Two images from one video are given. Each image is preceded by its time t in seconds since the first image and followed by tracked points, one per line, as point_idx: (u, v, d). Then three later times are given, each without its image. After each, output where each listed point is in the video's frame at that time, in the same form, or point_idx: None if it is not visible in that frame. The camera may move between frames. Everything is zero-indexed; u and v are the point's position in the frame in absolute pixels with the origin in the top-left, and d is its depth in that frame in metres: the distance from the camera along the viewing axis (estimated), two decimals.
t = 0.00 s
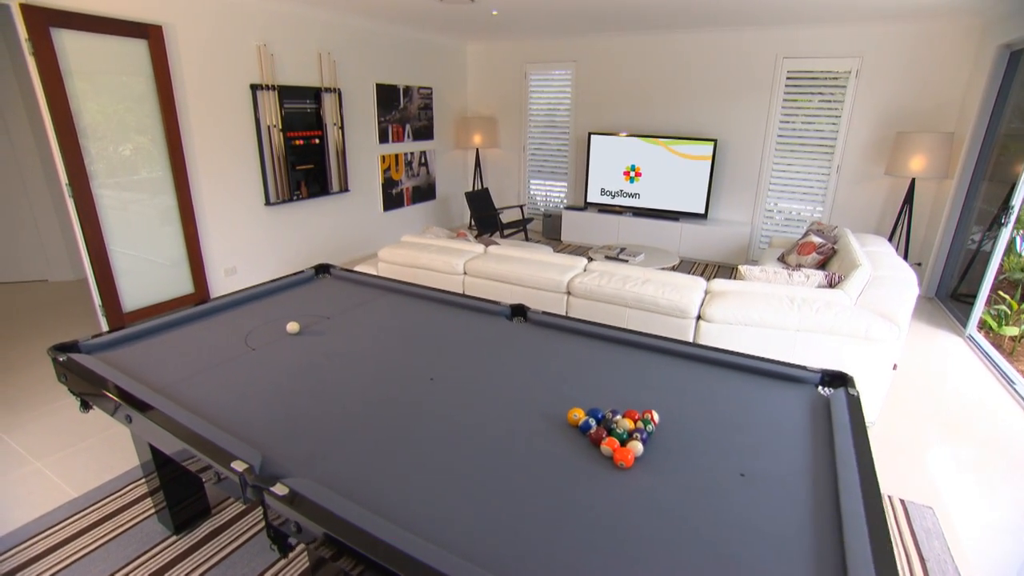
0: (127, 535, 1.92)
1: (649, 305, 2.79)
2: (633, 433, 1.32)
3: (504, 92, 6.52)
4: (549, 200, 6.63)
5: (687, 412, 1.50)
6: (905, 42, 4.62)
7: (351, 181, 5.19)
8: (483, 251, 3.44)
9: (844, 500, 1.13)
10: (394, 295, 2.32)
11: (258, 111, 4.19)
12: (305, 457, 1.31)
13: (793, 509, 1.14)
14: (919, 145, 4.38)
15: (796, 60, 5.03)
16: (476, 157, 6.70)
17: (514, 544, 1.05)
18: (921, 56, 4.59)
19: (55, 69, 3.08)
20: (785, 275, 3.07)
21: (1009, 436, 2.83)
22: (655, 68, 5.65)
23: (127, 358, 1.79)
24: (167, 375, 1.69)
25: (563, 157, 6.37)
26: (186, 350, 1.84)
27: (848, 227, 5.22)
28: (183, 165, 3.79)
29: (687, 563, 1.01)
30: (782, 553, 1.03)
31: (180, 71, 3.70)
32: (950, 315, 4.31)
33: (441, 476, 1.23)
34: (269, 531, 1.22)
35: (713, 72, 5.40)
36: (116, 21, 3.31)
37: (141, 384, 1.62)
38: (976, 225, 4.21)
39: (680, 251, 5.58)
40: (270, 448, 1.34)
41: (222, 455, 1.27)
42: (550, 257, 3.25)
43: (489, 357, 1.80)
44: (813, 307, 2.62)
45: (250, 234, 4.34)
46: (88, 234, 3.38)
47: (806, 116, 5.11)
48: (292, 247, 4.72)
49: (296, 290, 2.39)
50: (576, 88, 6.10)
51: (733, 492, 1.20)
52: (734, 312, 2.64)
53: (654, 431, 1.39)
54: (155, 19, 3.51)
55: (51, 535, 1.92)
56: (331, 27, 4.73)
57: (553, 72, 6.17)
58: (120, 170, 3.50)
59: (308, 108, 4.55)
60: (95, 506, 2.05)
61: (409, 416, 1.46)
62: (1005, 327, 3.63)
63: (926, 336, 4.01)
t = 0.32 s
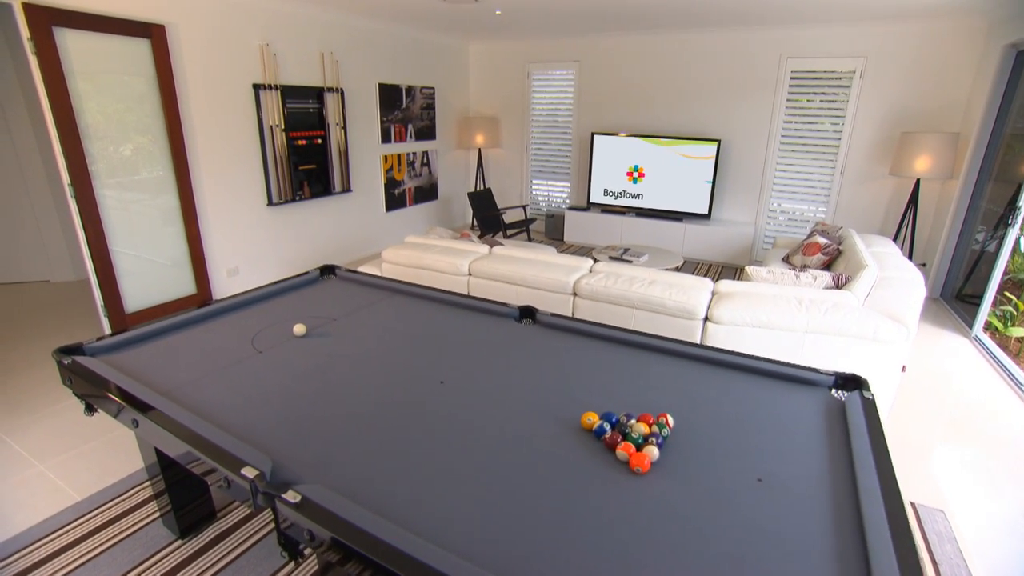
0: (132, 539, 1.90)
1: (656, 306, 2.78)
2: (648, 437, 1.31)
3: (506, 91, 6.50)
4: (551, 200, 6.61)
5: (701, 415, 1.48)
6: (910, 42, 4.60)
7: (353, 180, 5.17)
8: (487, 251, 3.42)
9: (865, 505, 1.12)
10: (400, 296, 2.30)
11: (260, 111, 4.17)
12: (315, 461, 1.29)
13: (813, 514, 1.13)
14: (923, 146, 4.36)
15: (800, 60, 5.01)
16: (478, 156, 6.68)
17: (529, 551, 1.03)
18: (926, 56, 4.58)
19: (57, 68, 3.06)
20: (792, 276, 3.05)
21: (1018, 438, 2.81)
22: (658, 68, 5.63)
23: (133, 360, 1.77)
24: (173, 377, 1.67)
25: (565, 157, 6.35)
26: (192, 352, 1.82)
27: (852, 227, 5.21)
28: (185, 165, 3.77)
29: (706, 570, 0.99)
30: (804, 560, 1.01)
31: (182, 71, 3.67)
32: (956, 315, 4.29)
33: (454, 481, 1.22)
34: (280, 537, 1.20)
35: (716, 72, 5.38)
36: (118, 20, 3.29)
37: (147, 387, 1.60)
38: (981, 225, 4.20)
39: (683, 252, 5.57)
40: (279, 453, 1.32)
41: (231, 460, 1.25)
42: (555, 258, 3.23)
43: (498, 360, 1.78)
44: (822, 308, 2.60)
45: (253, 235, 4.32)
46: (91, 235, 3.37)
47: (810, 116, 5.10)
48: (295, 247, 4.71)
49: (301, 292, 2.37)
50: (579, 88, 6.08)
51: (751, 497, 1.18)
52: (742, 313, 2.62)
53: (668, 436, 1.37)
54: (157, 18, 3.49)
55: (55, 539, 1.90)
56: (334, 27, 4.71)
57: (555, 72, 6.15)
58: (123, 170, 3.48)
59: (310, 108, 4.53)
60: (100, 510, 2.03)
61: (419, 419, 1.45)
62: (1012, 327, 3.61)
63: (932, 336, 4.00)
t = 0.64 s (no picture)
0: (136, 543, 1.88)
1: (661, 307, 2.76)
2: (662, 441, 1.29)
3: (508, 91, 6.49)
4: (553, 200, 6.60)
5: (713, 418, 1.47)
6: (914, 41, 4.59)
7: (355, 181, 5.15)
8: (491, 252, 3.41)
9: (884, 509, 1.10)
10: (405, 298, 2.29)
11: (263, 111, 4.16)
12: (324, 465, 1.27)
13: (831, 519, 1.11)
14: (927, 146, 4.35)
15: (804, 60, 5.00)
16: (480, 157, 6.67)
17: (543, 556, 1.01)
18: (930, 56, 4.57)
19: (59, 68, 3.05)
20: (798, 278, 3.04)
21: None
22: (661, 67, 5.61)
23: (138, 363, 1.75)
24: (178, 380, 1.65)
25: (567, 157, 6.34)
26: (197, 354, 1.81)
27: (855, 228, 5.19)
28: (186, 165, 3.75)
29: None
30: (823, 566, 1.00)
31: (184, 71, 3.66)
32: (961, 316, 4.27)
33: (464, 484, 1.20)
34: (290, 543, 1.18)
35: (719, 72, 5.37)
36: (121, 20, 3.28)
37: (152, 390, 1.58)
38: (986, 226, 4.19)
39: (686, 252, 5.56)
40: (287, 457, 1.30)
41: (239, 466, 1.23)
42: (560, 258, 3.22)
43: (505, 362, 1.76)
44: (829, 310, 2.58)
45: (255, 235, 4.30)
46: (92, 235, 3.35)
47: (813, 116, 5.09)
48: (296, 248, 4.69)
49: (305, 293, 2.36)
50: (581, 88, 6.06)
51: (767, 501, 1.17)
52: (748, 315, 2.60)
53: (680, 439, 1.36)
54: (159, 18, 3.48)
55: (58, 543, 1.88)
56: (336, 27, 4.70)
57: (557, 72, 6.14)
58: (124, 170, 3.46)
59: (313, 108, 4.52)
60: (104, 514, 2.01)
61: (428, 422, 1.43)
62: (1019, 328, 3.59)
63: (937, 336, 3.99)
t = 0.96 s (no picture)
0: (139, 546, 1.87)
1: (666, 308, 2.76)
2: (671, 444, 1.28)
3: (509, 92, 6.47)
4: (555, 200, 6.59)
5: (722, 420, 1.46)
6: (917, 41, 4.58)
7: (357, 181, 5.14)
8: (494, 252, 3.40)
9: (897, 512, 1.09)
10: (409, 299, 2.28)
11: (264, 110, 4.15)
12: (330, 468, 1.26)
13: (844, 522, 1.10)
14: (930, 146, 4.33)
15: (806, 60, 4.99)
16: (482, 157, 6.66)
17: (553, 561, 1.00)
18: (932, 56, 4.56)
19: (60, 68, 3.03)
20: (804, 278, 3.03)
21: None
22: (663, 67, 5.60)
23: (142, 365, 1.74)
24: (182, 381, 1.64)
25: (569, 157, 6.33)
26: (201, 355, 1.80)
27: (858, 228, 5.18)
28: (187, 165, 3.74)
29: None
30: (836, 570, 0.98)
31: (185, 70, 3.64)
32: (964, 316, 4.26)
33: (472, 487, 1.19)
34: (297, 547, 1.17)
35: (721, 72, 5.36)
36: (122, 19, 3.27)
37: (156, 392, 1.57)
38: (989, 226, 4.18)
39: (688, 252, 5.55)
40: (292, 460, 1.29)
41: (245, 469, 1.21)
42: (564, 259, 3.21)
43: (511, 364, 1.75)
44: (834, 310, 2.57)
45: (256, 235, 4.29)
46: (93, 235, 3.33)
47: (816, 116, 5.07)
48: (297, 248, 4.68)
49: (309, 294, 2.35)
50: (583, 88, 6.05)
51: (778, 504, 1.15)
52: (753, 316, 2.59)
53: (689, 442, 1.34)
54: (160, 17, 3.46)
55: (61, 546, 1.87)
56: (337, 26, 4.68)
57: (559, 72, 6.13)
58: (125, 170, 3.45)
59: (314, 107, 4.51)
60: (106, 516, 2.00)
61: (434, 424, 1.42)
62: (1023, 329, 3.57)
63: (940, 337, 3.97)
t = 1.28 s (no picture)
0: (141, 547, 1.86)
1: (668, 308, 2.75)
2: (676, 445, 1.27)
3: (510, 92, 6.47)
4: (555, 200, 6.58)
5: (726, 421, 1.45)
6: (918, 41, 4.57)
7: (357, 181, 5.14)
8: (495, 252, 3.39)
9: (903, 513, 1.08)
10: (411, 299, 2.27)
11: (265, 110, 4.14)
12: (331, 470, 1.25)
13: (849, 524, 1.09)
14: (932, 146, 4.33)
15: (807, 60, 4.99)
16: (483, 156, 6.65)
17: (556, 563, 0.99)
18: (933, 56, 4.55)
19: (60, 68, 3.03)
20: (805, 278, 3.03)
21: None
22: (664, 67, 5.60)
23: (143, 365, 1.73)
24: (184, 382, 1.63)
25: (569, 157, 6.32)
26: (202, 355, 1.79)
27: (859, 228, 5.18)
28: (187, 164, 3.73)
29: None
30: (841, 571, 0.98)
31: (185, 70, 3.64)
32: (965, 316, 4.26)
33: (475, 488, 1.18)
34: (300, 549, 1.16)
35: (722, 72, 5.36)
36: (122, 18, 3.26)
37: (158, 393, 1.56)
38: (990, 227, 4.18)
39: (689, 252, 5.54)
40: (294, 461, 1.28)
41: (247, 471, 1.21)
42: (565, 259, 3.20)
43: (513, 364, 1.75)
44: (836, 310, 2.57)
45: (256, 235, 4.28)
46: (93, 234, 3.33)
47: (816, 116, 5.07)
48: (298, 248, 4.67)
49: (311, 294, 2.34)
50: (584, 87, 6.05)
51: (783, 506, 1.15)
52: (755, 316, 2.59)
53: (693, 443, 1.33)
54: (161, 16, 3.45)
55: (62, 547, 1.86)
56: (338, 26, 4.68)
57: (559, 72, 6.12)
58: (126, 170, 3.44)
59: (315, 107, 4.50)
60: (108, 517, 2.00)
61: (436, 425, 1.41)
62: None
63: (942, 337, 3.97)
